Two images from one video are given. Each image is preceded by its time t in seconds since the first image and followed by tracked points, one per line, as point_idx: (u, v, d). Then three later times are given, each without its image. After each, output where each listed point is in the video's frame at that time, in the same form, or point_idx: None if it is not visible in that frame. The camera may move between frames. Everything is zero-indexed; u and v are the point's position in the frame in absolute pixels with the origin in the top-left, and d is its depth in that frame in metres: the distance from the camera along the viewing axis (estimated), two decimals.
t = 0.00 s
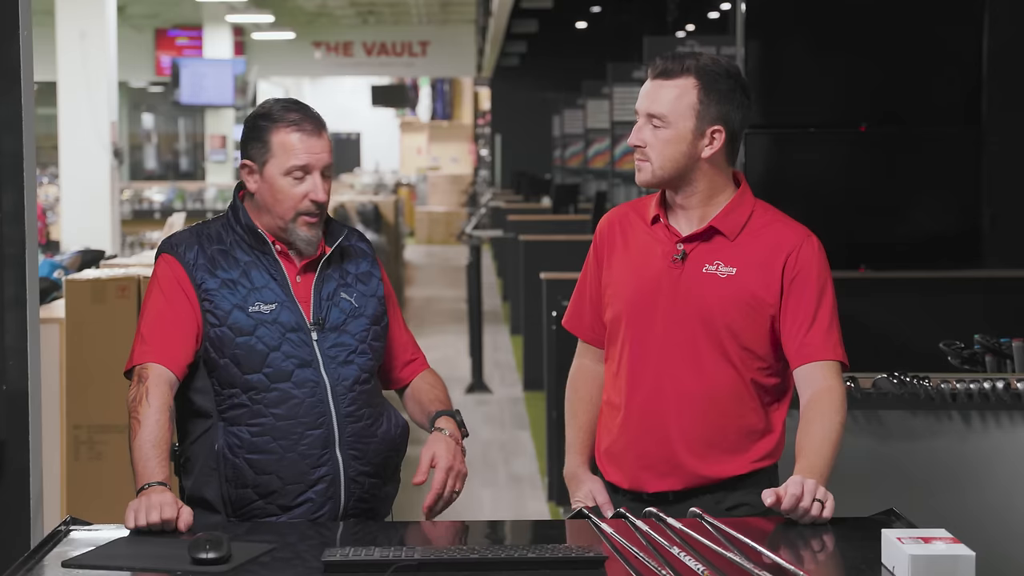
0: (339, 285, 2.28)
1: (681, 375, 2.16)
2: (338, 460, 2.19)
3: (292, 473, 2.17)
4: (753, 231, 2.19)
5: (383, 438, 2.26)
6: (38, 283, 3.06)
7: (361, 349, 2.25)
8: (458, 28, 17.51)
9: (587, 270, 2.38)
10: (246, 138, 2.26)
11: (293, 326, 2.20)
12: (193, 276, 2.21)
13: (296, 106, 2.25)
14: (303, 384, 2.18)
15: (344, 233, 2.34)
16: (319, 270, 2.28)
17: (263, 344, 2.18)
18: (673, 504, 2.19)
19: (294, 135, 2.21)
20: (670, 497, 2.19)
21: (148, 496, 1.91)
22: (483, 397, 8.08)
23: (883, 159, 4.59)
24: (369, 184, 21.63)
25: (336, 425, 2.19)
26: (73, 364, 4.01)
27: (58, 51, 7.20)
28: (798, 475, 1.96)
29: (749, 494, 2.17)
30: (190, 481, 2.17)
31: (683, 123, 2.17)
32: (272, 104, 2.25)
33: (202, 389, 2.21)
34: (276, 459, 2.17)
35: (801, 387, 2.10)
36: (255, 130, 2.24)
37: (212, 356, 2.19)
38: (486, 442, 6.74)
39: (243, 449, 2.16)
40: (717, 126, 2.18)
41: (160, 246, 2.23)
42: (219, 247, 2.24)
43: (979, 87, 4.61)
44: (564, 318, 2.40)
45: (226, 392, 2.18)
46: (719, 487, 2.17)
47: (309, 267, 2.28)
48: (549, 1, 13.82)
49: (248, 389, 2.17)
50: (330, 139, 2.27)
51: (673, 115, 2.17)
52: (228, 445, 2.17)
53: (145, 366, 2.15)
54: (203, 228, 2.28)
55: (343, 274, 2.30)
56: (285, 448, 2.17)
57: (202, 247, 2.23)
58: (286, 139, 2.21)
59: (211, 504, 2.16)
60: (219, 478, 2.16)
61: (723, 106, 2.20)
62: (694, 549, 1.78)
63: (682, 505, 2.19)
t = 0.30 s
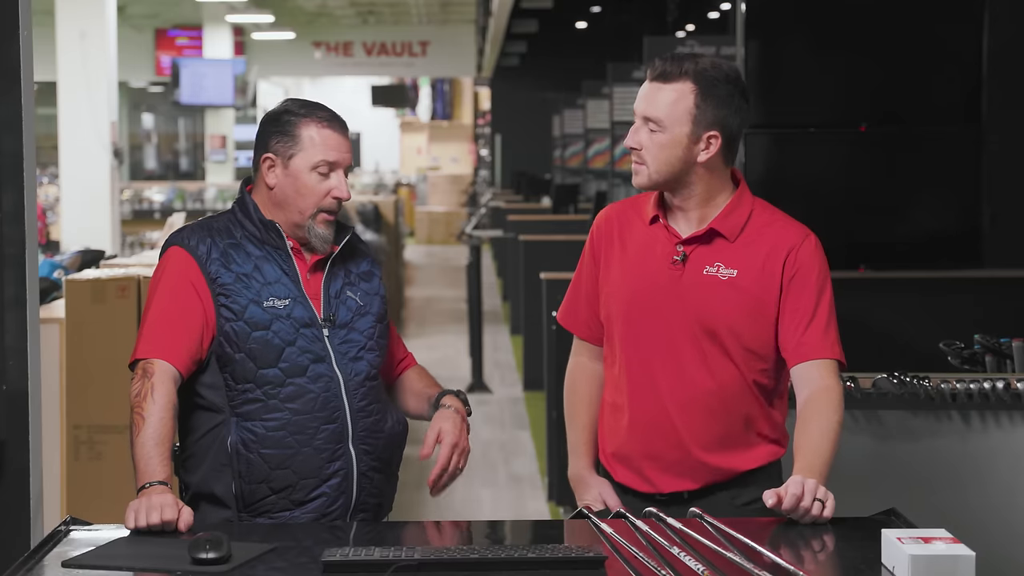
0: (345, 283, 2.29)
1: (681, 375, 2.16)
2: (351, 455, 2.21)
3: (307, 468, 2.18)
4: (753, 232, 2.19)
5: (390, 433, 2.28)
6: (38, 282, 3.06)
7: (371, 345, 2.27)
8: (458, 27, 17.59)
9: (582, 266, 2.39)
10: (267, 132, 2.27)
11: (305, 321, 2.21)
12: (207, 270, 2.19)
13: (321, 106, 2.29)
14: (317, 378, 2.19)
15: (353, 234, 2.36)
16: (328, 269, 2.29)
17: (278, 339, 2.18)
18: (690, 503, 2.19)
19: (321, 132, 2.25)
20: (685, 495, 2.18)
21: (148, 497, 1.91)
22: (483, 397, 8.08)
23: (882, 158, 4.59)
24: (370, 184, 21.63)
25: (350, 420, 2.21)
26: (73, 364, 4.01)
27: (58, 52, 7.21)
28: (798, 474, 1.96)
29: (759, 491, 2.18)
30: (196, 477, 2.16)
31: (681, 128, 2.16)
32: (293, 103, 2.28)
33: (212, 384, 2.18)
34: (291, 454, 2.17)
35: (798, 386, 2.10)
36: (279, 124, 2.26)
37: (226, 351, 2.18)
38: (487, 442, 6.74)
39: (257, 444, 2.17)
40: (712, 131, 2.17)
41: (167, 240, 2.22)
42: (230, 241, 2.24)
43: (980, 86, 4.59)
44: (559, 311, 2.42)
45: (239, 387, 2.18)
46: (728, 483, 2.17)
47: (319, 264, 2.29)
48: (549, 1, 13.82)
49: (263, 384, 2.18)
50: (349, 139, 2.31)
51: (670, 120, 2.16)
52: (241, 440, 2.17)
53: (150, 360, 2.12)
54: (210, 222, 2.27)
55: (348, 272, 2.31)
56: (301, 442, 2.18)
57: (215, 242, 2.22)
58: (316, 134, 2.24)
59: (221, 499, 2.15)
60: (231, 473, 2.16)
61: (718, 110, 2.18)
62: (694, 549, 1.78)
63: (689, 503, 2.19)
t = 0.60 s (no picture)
0: (348, 284, 2.30)
1: (680, 377, 2.16)
2: (353, 455, 2.21)
3: (308, 468, 2.18)
4: (752, 232, 2.19)
5: (389, 433, 2.29)
6: (38, 282, 3.06)
7: (373, 347, 2.27)
8: (457, 27, 17.63)
9: (572, 267, 2.38)
10: (277, 132, 2.27)
11: (309, 321, 2.21)
12: (212, 269, 2.19)
13: (329, 108, 2.29)
14: (321, 379, 2.19)
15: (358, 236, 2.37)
16: (331, 270, 2.29)
17: (282, 338, 2.18)
18: (686, 503, 2.19)
19: (333, 134, 2.25)
20: (682, 496, 2.19)
21: (149, 497, 1.91)
22: (483, 397, 8.08)
23: (881, 158, 4.60)
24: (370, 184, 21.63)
25: (352, 420, 2.21)
26: (73, 364, 4.01)
27: (58, 52, 7.21)
28: (796, 474, 1.96)
29: (757, 492, 2.18)
30: (197, 476, 2.16)
31: (705, 142, 2.08)
32: (303, 105, 2.28)
33: (214, 383, 2.18)
34: (293, 454, 2.18)
35: (791, 380, 2.10)
36: (289, 125, 2.26)
37: (230, 350, 2.18)
38: (487, 442, 6.74)
39: (260, 443, 2.17)
40: (731, 130, 2.15)
41: (172, 237, 2.21)
42: (235, 240, 2.24)
43: (980, 87, 4.55)
44: (550, 313, 2.40)
45: (242, 386, 2.18)
46: (726, 485, 2.17)
47: (323, 266, 2.29)
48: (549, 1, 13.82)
49: (265, 383, 2.17)
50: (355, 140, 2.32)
51: (695, 138, 2.07)
52: (243, 440, 2.17)
53: (153, 359, 2.11)
54: (213, 220, 2.27)
55: (350, 274, 2.31)
56: (303, 442, 2.18)
57: (219, 241, 2.22)
58: (327, 137, 2.25)
59: (222, 499, 2.16)
60: (232, 472, 2.16)
61: (724, 112, 2.12)
62: (694, 549, 1.78)
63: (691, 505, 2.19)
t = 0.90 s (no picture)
0: (346, 285, 2.30)
1: (674, 376, 2.16)
2: (348, 456, 2.20)
3: (303, 469, 2.18)
4: (745, 231, 2.19)
5: (387, 434, 2.28)
6: (38, 282, 3.06)
7: (370, 347, 2.26)
8: (458, 28, 17.59)
9: (571, 268, 2.38)
10: (274, 132, 2.27)
11: (304, 321, 2.20)
12: (208, 270, 2.20)
13: (325, 108, 2.29)
14: (315, 379, 2.19)
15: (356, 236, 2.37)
16: (328, 270, 2.29)
17: (277, 339, 2.18)
18: (674, 505, 2.19)
19: (328, 136, 2.25)
20: (673, 497, 2.19)
21: (148, 497, 1.91)
22: (483, 397, 8.08)
23: (880, 158, 4.59)
24: (370, 184, 21.62)
25: (347, 421, 2.20)
26: (73, 364, 4.01)
27: (59, 52, 7.21)
28: (795, 475, 1.96)
29: (752, 493, 2.18)
30: (193, 476, 2.16)
31: (703, 143, 2.08)
32: (300, 105, 2.28)
33: (209, 383, 2.18)
34: (287, 454, 2.17)
35: (788, 382, 2.10)
36: (284, 126, 2.26)
37: (224, 350, 2.18)
38: (487, 442, 6.74)
39: (254, 444, 2.16)
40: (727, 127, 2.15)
41: (169, 239, 2.23)
42: (232, 240, 2.24)
43: (980, 85, 4.54)
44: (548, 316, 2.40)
45: (237, 387, 2.18)
46: (720, 485, 2.17)
47: (320, 266, 2.29)
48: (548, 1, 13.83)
49: (260, 384, 2.17)
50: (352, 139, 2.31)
51: (694, 142, 2.07)
52: (238, 440, 2.16)
53: (150, 359, 2.12)
54: (211, 221, 2.28)
55: (349, 274, 2.31)
56: (297, 443, 2.17)
57: (215, 241, 2.23)
58: (323, 138, 2.24)
59: (217, 499, 2.15)
60: (227, 473, 2.15)
61: (717, 111, 2.11)
62: (694, 549, 1.77)
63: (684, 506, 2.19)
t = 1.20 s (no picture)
0: (343, 285, 2.29)
1: (670, 374, 2.16)
2: (343, 458, 2.20)
3: (297, 470, 2.17)
4: (739, 228, 2.19)
5: (385, 435, 2.27)
6: (38, 282, 3.05)
7: (366, 348, 2.25)
8: (457, 28, 17.95)
9: (564, 267, 2.37)
10: (267, 134, 2.27)
11: (299, 322, 2.20)
12: (203, 271, 2.20)
13: (319, 108, 2.27)
14: (309, 381, 2.18)
15: (354, 235, 2.37)
16: (325, 270, 2.28)
17: (270, 340, 2.18)
18: (668, 505, 2.19)
19: (319, 136, 2.24)
20: (667, 498, 2.19)
21: (148, 497, 1.91)
22: (483, 397, 8.09)
23: (880, 157, 4.59)
24: (370, 184, 21.62)
25: (341, 423, 2.20)
26: (72, 364, 4.01)
27: (58, 52, 7.22)
28: (796, 475, 1.96)
29: (746, 495, 2.17)
30: (191, 477, 2.17)
31: (692, 142, 2.08)
32: (294, 105, 2.28)
33: (206, 384, 2.19)
34: (281, 456, 2.17)
35: (786, 380, 2.10)
36: (277, 127, 2.26)
37: (219, 352, 2.18)
38: (486, 442, 6.74)
39: (248, 445, 2.16)
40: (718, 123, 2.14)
41: (166, 240, 2.23)
42: (227, 242, 2.24)
43: (980, 85, 4.55)
44: (543, 317, 2.40)
45: (232, 388, 2.18)
46: (715, 486, 2.17)
47: (316, 266, 2.29)
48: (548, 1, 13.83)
49: (253, 385, 2.17)
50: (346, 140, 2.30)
51: (684, 142, 2.07)
52: (233, 441, 2.17)
53: (146, 361, 2.12)
54: (208, 222, 2.28)
55: (347, 274, 2.31)
56: (291, 445, 2.17)
57: (210, 242, 2.23)
58: (314, 138, 2.24)
59: (214, 500, 2.16)
60: (223, 474, 2.16)
61: (706, 109, 2.11)
62: (694, 549, 1.78)
63: (678, 506, 2.19)
